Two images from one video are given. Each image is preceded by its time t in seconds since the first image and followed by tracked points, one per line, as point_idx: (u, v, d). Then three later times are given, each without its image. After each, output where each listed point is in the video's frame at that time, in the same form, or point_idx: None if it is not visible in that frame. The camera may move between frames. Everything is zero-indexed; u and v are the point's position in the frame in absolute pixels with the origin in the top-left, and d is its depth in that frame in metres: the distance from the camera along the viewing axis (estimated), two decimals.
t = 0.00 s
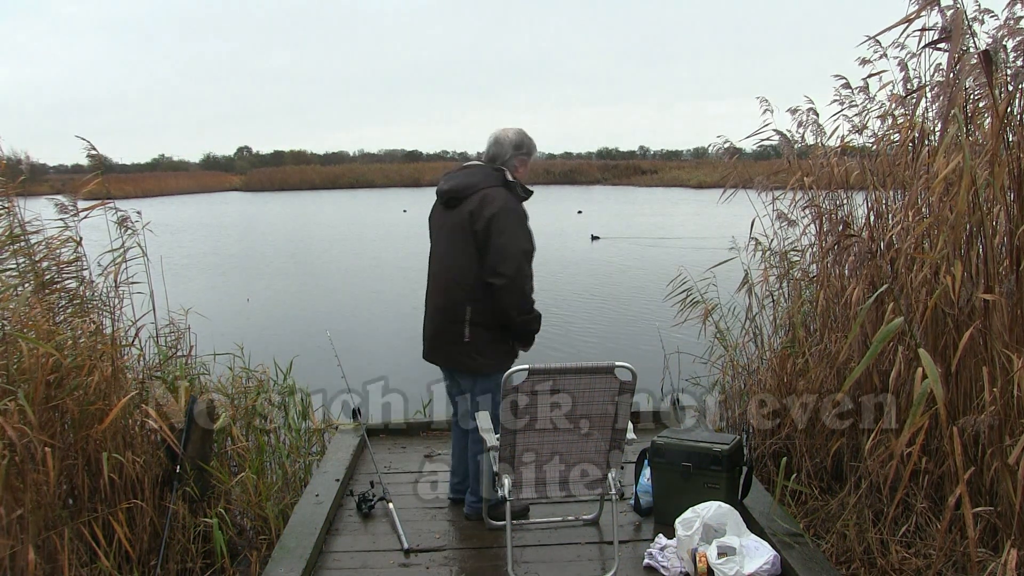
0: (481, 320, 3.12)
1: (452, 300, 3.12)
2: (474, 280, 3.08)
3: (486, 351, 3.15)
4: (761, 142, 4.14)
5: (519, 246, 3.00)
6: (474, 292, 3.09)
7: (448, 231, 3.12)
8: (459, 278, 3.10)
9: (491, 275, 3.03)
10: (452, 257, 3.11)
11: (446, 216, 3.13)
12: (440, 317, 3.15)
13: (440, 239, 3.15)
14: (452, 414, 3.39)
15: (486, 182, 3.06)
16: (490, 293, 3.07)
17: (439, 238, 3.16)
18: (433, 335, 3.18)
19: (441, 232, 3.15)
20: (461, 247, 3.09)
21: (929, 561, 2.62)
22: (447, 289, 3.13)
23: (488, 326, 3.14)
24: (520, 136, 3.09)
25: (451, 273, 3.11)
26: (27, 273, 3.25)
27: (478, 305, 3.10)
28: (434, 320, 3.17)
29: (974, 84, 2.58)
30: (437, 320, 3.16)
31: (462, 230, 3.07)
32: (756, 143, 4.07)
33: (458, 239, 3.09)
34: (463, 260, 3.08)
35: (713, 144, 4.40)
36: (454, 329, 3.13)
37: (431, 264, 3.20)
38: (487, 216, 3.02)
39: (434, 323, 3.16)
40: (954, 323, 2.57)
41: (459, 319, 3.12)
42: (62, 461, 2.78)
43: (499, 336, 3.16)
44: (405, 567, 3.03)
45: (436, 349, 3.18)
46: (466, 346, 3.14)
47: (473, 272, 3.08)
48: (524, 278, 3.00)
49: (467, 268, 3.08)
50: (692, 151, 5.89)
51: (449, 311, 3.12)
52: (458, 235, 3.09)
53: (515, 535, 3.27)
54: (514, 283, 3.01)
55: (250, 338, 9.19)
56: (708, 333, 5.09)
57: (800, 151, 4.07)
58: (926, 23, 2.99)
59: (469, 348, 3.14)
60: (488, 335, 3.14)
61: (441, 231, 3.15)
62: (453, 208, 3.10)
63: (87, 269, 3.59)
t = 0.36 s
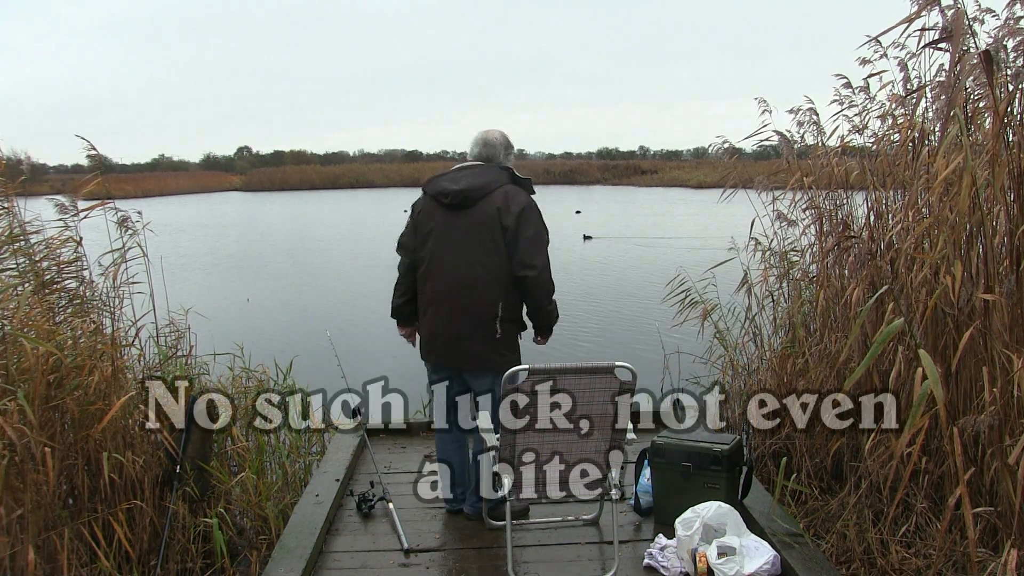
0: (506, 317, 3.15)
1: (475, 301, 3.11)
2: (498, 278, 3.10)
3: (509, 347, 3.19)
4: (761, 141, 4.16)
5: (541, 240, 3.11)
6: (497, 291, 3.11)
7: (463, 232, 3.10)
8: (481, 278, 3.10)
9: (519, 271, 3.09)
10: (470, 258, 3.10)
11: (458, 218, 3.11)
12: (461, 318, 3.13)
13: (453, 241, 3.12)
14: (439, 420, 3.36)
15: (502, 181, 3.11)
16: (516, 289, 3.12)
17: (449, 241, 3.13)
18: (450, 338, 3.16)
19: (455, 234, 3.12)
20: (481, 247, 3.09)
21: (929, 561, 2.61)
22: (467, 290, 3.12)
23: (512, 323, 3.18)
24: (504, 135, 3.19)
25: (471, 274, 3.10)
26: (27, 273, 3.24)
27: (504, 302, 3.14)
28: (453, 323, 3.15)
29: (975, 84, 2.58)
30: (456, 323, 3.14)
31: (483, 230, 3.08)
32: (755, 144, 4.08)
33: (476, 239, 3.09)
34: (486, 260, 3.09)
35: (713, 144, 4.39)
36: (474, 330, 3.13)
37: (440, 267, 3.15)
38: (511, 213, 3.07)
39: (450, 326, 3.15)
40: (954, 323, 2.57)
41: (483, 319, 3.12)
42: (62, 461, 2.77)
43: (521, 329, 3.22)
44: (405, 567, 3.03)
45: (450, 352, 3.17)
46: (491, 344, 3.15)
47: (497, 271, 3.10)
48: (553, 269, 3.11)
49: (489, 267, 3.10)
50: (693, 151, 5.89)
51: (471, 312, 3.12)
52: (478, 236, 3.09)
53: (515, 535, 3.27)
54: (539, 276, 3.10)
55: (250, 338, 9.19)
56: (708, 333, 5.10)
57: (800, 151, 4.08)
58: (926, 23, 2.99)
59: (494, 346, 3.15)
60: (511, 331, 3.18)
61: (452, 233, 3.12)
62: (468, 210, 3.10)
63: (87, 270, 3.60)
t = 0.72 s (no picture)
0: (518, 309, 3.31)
1: (485, 299, 3.25)
2: (508, 274, 3.25)
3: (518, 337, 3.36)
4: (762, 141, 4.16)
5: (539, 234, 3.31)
6: (507, 286, 3.27)
7: (470, 234, 3.19)
8: (491, 274, 3.25)
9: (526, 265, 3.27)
10: (479, 258, 3.22)
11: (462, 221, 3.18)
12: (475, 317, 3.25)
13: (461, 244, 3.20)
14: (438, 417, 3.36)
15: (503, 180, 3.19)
16: (525, 283, 3.29)
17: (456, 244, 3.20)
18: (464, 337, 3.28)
19: (461, 237, 3.19)
20: (488, 247, 3.21)
21: (930, 561, 2.61)
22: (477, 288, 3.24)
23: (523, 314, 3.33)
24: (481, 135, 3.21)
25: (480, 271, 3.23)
26: (27, 273, 3.24)
27: (507, 299, 3.27)
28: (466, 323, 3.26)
29: (976, 85, 2.57)
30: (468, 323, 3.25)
31: (489, 230, 3.19)
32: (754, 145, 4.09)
33: (483, 240, 3.20)
34: (494, 258, 3.23)
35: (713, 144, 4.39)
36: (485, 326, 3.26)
37: (449, 269, 3.24)
38: (515, 212, 3.21)
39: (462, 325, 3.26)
40: (954, 323, 2.57)
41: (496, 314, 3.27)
42: (62, 461, 2.77)
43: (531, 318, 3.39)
44: (405, 566, 3.03)
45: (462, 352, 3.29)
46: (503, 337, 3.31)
47: (505, 266, 3.25)
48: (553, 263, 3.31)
49: (497, 264, 3.24)
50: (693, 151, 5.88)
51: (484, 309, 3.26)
52: (485, 236, 3.19)
53: (515, 535, 3.27)
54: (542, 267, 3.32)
55: (250, 338, 9.19)
56: (708, 333, 5.10)
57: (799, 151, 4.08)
58: (926, 23, 2.99)
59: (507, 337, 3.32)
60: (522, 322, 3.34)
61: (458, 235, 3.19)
62: (474, 212, 3.17)
63: (87, 270, 3.61)
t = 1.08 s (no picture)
0: (521, 307, 3.33)
1: (485, 301, 3.28)
2: (506, 275, 3.26)
3: (525, 333, 3.37)
4: (761, 141, 4.12)
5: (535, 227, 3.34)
6: (507, 286, 3.28)
7: (464, 240, 3.21)
8: (490, 277, 3.25)
9: (523, 262, 3.30)
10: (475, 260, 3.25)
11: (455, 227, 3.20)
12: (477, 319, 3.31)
13: (454, 251, 3.21)
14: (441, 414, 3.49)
15: (493, 179, 3.20)
16: (522, 283, 3.30)
17: (450, 251, 3.21)
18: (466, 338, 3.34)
19: (457, 241, 3.21)
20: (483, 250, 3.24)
21: (930, 561, 2.61)
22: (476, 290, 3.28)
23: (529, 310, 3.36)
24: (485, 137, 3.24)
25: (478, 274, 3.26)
26: (26, 273, 3.25)
27: (504, 301, 3.30)
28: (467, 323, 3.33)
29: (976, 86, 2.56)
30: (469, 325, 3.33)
31: (483, 232, 3.23)
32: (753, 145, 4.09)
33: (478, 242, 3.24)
34: (491, 260, 3.25)
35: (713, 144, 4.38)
36: (487, 327, 3.31)
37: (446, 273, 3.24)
38: (505, 209, 3.25)
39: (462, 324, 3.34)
40: (954, 323, 2.57)
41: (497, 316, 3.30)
42: (62, 461, 2.78)
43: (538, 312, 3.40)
44: (405, 566, 3.03)
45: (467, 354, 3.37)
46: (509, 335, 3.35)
47: (503, 268, 3.26)
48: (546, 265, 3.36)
49: (495, 265, 3.25)
50: (692, 151, 5.87)
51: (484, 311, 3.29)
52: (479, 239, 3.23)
53: (515, 535, 3.27)
54: (540, 259, 3.35)
55: (250, 338, 9.19)
56: (707, 332, 5.11)
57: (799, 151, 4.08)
58: (925, 23, 2.98)
59: (513, 336, 3.35)
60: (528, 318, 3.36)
61: (452, 243, 3.21)
62: (466, 216, 3.20)
63: (87, 270, 3.61)
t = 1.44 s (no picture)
0: (505, 307, 3.29)
1: (465, 305, 3.27)
2: (481, 277, 3.25)
3: (512, 333, 3.34)
4: (760, 142, 4.14)
5: (507, 226, 3.37)
6: (486, 288, 3.26)
7: (435, 247, 3.23)
8: (463, 282, 3.26)
9: (500, 262, 3.28)
10: (449, 265, 3.28)
11: (425, 236, 3.23)
12: (460, 323, 3.30)
13: (427, 260, 3.23)
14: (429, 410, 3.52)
15: (457, 183, 3.25)
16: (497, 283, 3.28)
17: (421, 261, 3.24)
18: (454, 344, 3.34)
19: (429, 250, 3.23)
20: (455, 254, 3.26)
21: (930, 561, 2.61)
22: (454, 295, 3.29)
23: (514, 310, 3.32)
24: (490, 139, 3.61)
25: (454, 279, 3.28)
26: (26, 273, 3.25)
27: (486, 302, 3.26)
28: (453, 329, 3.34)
29: (977, 85, 2.56)
30: (455, 331, 3.33)
31: (454, 237, 3.26)
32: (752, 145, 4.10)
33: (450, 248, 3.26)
34: (465, 262, 3.25)
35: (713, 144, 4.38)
36: (472, 330, 3.28)
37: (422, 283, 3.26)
38: (474, 211, 3.28)
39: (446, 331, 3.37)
40: (954, 323, 2.57)
41: (481, 317, 3.27)
42: (62, 461, 2.78)
43: (524, 311, 3.36)
44: (404, 566, 3.03)
45: (455, 360, 3.36)
46: (496, 337, 3.31)
47: (479, 269, 3.25)
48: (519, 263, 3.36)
49: (470, 267, 3.25)
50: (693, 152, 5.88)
51: (466, 315, 3.28)
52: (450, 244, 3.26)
53: (515, 535, 3.27)
54: (516, 257, 3.35)
55: (251, 338, 9.19)
56: (707, 332, 5.11)
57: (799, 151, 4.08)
58: (925, 24, 2.98)
59: (500, 338, 3.30)
60: (513, 317, 3.32)
61: (423, 252, 3.23)
62: (435, 224, 3.23)
63: (87, 270, 3.62)
